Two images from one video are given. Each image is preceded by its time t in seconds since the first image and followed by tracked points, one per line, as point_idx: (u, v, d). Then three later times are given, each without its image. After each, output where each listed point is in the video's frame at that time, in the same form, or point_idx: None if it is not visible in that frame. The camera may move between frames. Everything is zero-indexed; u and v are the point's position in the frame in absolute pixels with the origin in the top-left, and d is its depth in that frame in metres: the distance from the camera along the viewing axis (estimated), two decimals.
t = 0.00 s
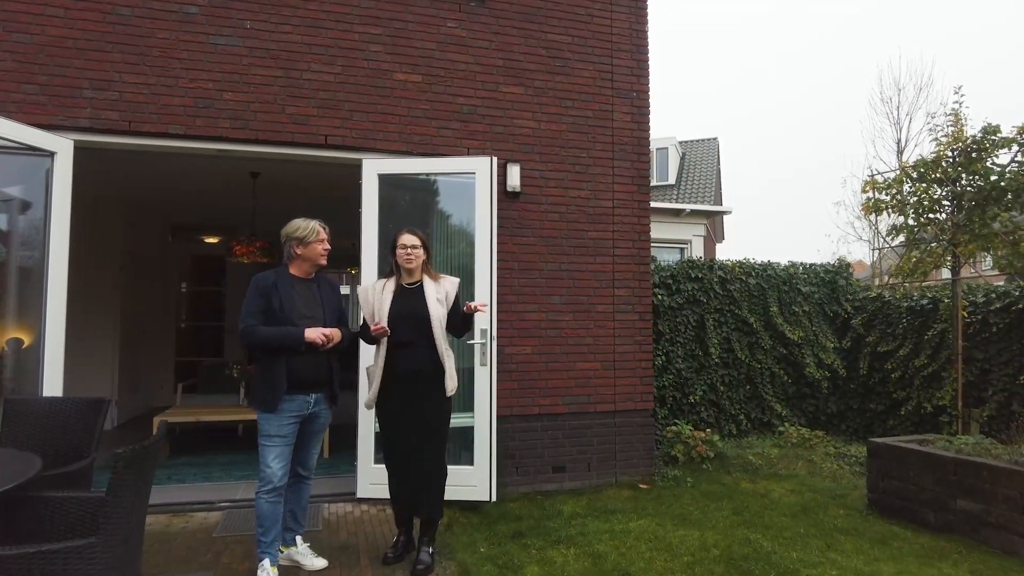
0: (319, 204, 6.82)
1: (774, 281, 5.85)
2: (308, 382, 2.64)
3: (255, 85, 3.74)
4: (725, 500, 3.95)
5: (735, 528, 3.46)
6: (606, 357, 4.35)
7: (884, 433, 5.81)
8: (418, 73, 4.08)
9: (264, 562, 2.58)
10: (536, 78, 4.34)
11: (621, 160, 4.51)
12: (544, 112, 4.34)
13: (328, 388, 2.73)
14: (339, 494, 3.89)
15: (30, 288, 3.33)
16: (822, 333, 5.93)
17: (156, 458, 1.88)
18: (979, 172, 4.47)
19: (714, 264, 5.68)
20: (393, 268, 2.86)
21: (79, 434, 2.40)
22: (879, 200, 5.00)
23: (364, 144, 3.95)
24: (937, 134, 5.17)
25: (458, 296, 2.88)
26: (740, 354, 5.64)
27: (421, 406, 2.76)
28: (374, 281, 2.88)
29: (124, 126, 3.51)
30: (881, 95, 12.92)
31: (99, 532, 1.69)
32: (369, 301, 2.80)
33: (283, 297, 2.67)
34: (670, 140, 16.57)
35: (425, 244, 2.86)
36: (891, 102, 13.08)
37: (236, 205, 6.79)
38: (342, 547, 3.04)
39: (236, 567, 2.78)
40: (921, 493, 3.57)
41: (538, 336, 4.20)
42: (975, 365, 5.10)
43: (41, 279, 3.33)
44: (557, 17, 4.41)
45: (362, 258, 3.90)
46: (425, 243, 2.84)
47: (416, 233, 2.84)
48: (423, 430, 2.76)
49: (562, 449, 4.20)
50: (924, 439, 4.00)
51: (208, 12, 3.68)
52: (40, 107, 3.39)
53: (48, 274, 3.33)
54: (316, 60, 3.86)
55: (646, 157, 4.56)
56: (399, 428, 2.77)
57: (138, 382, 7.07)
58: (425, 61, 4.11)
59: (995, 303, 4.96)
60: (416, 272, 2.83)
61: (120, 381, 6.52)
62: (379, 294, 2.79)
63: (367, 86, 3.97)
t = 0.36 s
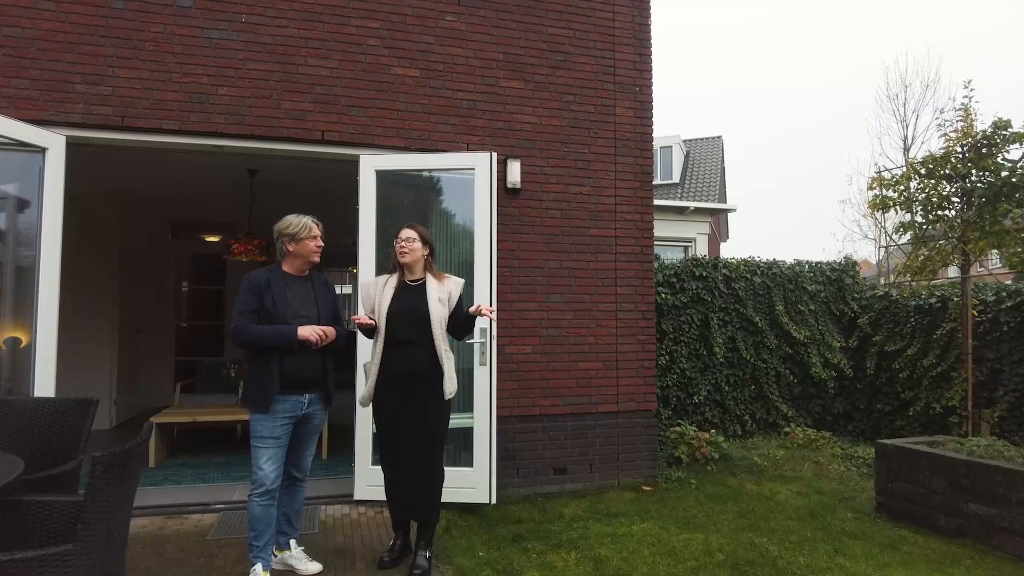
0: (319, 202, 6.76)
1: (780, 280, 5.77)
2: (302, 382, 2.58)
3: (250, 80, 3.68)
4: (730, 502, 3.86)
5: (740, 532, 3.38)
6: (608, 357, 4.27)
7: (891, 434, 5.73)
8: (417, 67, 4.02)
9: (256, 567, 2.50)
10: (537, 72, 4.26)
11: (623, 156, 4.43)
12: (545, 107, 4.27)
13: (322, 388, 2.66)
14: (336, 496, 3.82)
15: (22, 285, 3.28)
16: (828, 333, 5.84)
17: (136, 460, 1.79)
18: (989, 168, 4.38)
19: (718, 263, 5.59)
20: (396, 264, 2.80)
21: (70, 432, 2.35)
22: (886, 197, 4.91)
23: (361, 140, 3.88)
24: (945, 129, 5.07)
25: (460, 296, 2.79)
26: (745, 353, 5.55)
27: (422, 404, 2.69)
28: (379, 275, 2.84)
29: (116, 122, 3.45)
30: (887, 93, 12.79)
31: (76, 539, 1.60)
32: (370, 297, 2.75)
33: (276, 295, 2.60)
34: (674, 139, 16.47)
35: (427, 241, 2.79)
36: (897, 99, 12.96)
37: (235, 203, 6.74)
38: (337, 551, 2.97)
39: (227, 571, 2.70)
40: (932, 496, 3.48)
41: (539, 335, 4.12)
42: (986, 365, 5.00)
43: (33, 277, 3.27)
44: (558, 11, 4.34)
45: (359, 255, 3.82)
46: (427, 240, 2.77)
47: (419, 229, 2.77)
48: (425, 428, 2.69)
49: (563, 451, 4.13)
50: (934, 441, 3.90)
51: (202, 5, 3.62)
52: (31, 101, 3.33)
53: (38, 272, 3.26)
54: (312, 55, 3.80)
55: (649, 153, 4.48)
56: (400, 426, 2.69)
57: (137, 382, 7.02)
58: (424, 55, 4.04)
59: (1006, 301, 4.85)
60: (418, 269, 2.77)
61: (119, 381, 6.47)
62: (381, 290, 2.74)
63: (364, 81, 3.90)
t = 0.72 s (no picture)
0: (325, 200, 6.71)
1: (794, 278, 5.64)
2: (301, 382, 2.51)
3: (251, 75, 3.62)
4: (743, 506, 3.75)
5: (754, 537, 3.27)
6: (617, 357, 4.18)
7: (908, 436, 5.59)
8: (421, 62, 3.94)
9: (254, 573, 2.43)
10: (544, 66, 4.17)
11: (632, 152, 4.33)
12: (552, 102, 4.18)
13: (323, 388, 2.60)
14: (339, 498, 3.75)
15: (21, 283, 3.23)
16: (843, 332, 5.70)
17: (127, 462, 1.69)
18: (1011, 162, 4.23)
19: (730, 261, 5.47)
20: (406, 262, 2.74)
21: (67, 433, 2.28)
22: (902, 193, 4.77)
23: (365, 136, 3.81)
24: (964, 123, 4.92)
25: (469, 297, 2.66)
26: (758, 354, 5.43)
27: (425, 406, 2.60)
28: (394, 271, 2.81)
29: (116, 118, 3.40)
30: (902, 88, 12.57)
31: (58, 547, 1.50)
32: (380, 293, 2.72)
33: (275, 293, 2.53)
34: (685, 136, 16.30)
35: (438, 239, 2.69)
36: (913, 94, 12.74)
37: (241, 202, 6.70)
38: (339, 555, 2.89)
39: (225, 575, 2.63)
40: (954, 502, 3.35)
41: (546, 335, 4.04)
42: (1008, 365, 4.85)
43: (33, 275, 3.23)
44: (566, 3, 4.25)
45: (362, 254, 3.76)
46: (436, 238, 2.68)
47: (429, 226, 2.70)
48: (427, 431, 2.60)
49: (571, 453, 4.04)
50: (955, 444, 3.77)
51: None
52: (30, 98, 3.29)
53: (38, 271, 3.22)
54: (315, 49, 3.74)
55: (658, 149, 4.38)
56: (401, 428, 2.61)
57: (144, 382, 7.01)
58: (428, 49, 3.96)
59: None
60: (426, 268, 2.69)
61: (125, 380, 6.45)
62: (389, 287, 2.70)
63: (367, 76, 3.83)
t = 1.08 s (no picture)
0: (337, 198, 6.68)
1: (815, 277, 5.48)
2: (305, 383, 2.45)
3: (259, 72, 3.58)
4: (763, 512, 3.63)
5: (774, 545, 3.15)
6: (633, 357, 4.07)
7: (936, 440, 5.40)
8: (430, 57, 3.87)
9: None
10: (556, 60, 4.08)
11: (647, 147, 4.21)
12: (564, 97, 4.08)
13: (328, 390, 2.53)
14: (349, 501, 3.70)
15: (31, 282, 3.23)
16: (866, 332, 5.53)
17: (120, 464, 1.60)
18: None
19: (749, 259, 5.33)
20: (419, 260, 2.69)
21: (70, 434, 2.21)
22: (928, 188, 4.59)
23: (373, 133, 3.75)
24: (994, 115, 4.73)
25: (477, 298, 2.54)
26: (778, 354, 5.28)
27: (432, 409, 2.51)
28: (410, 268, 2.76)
29: (123, 117, 3.38)
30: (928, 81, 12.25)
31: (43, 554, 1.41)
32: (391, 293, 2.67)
33: (279, 292, 2.48)
34: (703, 134, 16.09)
35: (448, 236, 2.60)
36: (939, 88, 12.41)
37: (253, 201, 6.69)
38: (346, 561, 2.83)
39: None
40: (986, 510, 3.19)
41: (559, 335, 3.94)
42: None
43: (41, 274, 3.22)
44: None
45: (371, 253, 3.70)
46: (446, 236, 2.59)
47: (438, 223, 2.61)
48: (434, 435, 2.51)
49: (585, 456, 3.94)
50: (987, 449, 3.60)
51: None
52: (38, 97, 3.28)
53: (46, 271, 3.21)
54: (322, 45, 3.69)
55: (675, 144, 4.26)
56: (408, 429, 2.54)
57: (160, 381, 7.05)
58: (438, 44, 3.89)
59: None
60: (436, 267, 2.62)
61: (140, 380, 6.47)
62: (399, 286, 2.66)
63: (376, 71, 3.77)
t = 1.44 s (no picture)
0: (354, 197, 6.67)
1: (840, 274, 5.33)
2: (314, 383, 2.41)
3: (270, 69, 3.56)
4: (786, 516, 3.50)
5: (797, 551, 3.03)
6: (651, 357, 3.97)
7: (968, 443, 5.19)
8: (443, 51, 3.81)
9: None
10: (571, 53, 4.00)
11: (666, 141, 4.11)
12: (579, 90, 4.00)
13: (337, 389, 2.49)
14: (362, 501, 3.66)
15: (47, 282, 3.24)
16: (894, 331, 5.35)
17: (115, 467, 1.53)
18: None
19: (772, 256, 5.19)
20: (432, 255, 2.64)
21: (80, 430, 2.21)
22: (960, 182, 4.41)
23: (386, 129, 3.71)
24: None
25: (485, 296, 2.48)
26: (802, 354, 5.14)
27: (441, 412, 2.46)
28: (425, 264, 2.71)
29: (136, 115, 3.38)
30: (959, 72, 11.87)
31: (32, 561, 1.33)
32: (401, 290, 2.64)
33: (287, 290, 2.43)
34: (725, 130, 15.82)
35: (461, 232, 2.54)
36: (970, 80, 12.02)
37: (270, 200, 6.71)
38: (356, 563, 2.78)
39: None
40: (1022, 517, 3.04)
41: (575, 333, 3.86)
42: None
43: (56, 273, 3.23)
44: None
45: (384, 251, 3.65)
46: (456, 232, 2.53)
47: (449, 219, 2.54)
48: (443, 438, 2.46)
49: (602, 457, 3.86)
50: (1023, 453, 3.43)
51: None
52: (53, 97, 3.30)
53: (60, 270, 3.22)
54: (334, 41, 3.65)
55: (694, 138, 4.15)
56: (417, 433, 2.49)
57: (180, 380, 7.12)
58: (450, 38, 3.83)
59: None
60: (447, 263, 2.56)
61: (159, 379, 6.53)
62: (410, 283, 2.63)
63: (388, 67, 3.73)
